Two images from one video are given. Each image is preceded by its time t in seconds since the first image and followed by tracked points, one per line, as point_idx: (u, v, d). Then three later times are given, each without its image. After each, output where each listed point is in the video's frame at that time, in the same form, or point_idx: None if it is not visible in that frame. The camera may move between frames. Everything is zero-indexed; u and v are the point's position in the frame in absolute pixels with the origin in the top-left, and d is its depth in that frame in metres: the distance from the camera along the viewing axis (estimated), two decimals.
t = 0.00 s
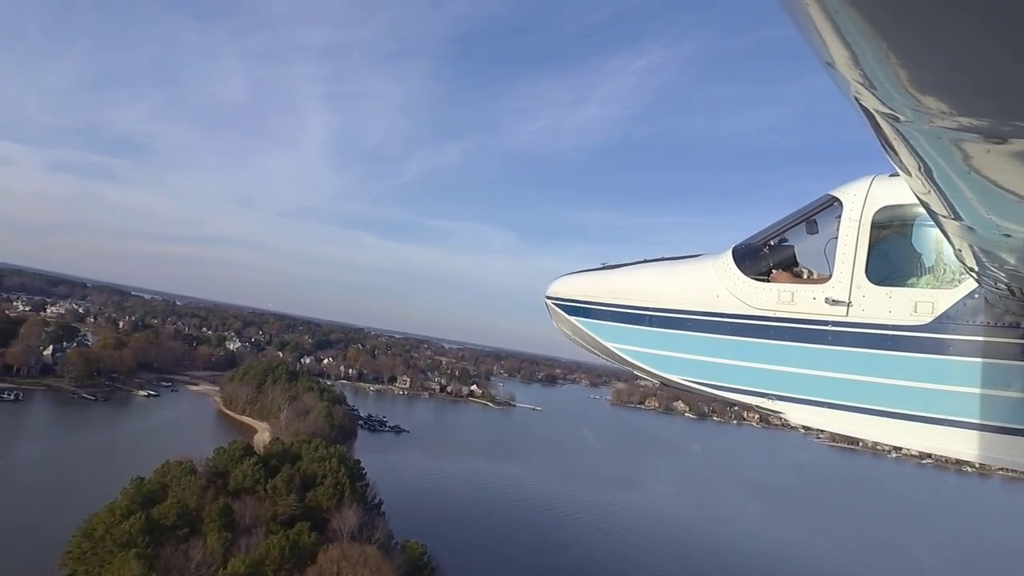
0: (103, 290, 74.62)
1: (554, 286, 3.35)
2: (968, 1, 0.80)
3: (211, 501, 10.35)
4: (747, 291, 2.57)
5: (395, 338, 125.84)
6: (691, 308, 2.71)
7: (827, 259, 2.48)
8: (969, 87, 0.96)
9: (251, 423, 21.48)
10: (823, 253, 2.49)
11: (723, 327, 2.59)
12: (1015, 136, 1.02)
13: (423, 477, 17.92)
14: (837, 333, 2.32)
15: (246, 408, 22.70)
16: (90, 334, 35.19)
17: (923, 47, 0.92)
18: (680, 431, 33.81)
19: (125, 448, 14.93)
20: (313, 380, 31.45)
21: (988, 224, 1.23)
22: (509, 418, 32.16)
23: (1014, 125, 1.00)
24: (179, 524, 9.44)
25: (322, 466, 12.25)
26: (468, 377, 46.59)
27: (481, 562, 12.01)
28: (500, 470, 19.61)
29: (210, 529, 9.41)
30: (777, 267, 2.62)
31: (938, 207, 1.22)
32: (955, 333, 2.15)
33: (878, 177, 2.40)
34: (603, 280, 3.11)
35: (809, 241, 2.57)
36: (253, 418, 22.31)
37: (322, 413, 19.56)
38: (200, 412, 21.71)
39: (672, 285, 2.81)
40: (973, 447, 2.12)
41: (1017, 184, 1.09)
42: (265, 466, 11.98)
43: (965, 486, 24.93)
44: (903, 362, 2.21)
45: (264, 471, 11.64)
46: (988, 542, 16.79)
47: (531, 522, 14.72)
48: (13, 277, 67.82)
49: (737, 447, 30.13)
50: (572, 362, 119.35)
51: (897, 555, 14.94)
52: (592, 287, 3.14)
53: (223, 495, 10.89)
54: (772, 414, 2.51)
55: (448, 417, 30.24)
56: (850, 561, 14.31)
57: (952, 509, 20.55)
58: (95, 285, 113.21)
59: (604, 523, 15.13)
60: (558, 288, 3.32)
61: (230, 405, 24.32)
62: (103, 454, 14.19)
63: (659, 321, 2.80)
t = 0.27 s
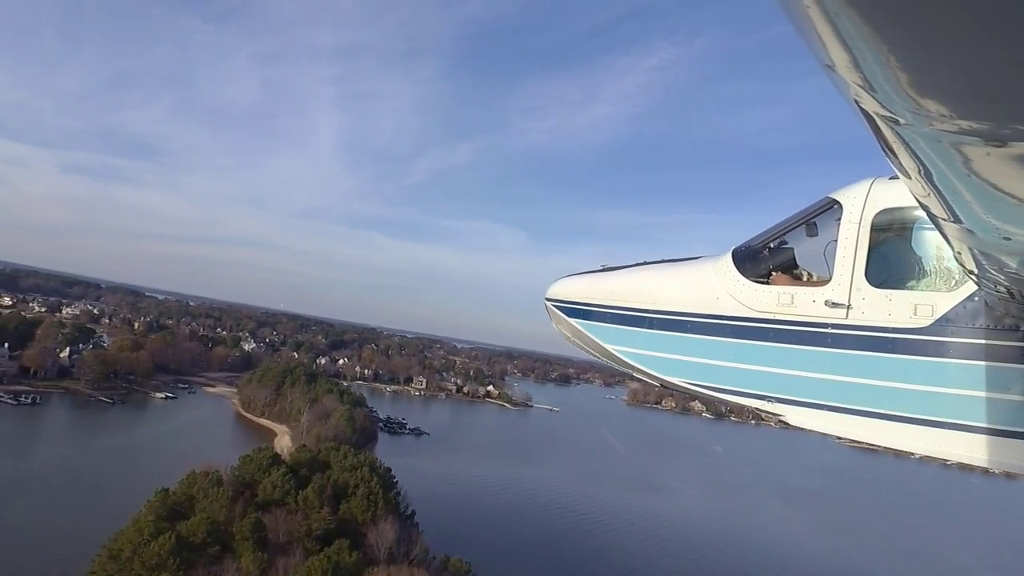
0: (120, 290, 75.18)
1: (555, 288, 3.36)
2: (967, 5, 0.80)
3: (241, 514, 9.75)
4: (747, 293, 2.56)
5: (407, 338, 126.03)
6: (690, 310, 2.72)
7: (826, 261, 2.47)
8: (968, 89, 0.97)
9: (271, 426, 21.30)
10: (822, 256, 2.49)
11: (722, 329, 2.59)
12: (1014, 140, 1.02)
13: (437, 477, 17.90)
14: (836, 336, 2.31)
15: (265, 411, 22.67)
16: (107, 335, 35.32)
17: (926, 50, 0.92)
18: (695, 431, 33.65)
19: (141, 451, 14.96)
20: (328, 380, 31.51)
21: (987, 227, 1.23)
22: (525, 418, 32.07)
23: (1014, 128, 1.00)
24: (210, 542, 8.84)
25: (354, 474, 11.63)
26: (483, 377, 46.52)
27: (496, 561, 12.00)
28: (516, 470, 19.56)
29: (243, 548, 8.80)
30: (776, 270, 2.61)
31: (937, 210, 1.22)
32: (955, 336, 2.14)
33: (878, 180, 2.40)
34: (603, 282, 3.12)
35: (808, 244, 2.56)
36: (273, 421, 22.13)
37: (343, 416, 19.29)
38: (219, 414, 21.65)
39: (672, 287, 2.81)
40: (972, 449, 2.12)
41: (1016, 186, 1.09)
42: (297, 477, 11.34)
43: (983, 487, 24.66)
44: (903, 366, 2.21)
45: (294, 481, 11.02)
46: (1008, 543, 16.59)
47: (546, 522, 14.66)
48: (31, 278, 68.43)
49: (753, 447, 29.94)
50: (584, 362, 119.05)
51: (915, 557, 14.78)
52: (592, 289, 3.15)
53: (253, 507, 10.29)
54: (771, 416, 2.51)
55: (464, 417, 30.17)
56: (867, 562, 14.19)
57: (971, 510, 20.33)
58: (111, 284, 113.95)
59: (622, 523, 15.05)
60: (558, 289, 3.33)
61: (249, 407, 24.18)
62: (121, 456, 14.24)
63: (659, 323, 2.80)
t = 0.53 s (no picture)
0: (135, 291, 75.61)
1: (552, 289, 3.34)
2: (961, 11, 0.80)
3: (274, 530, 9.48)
4: (746, 295, 2.56)
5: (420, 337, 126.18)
6: (688, 312, 2.71)
7: (826, 263, 2.46)
8: (965, 91, 0.97)
9: (291, 429, 21.17)
10: (821, 258, 2.48)
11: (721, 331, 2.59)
12: (1013, 142, 1.02)
13: (454, 475, 17.89)
14: (836, 338, 2.31)
15: (285, 413, 22.57)
16: (124, 337, 35.52)
17: (923, 55, 0.92)
18: (710, 429, 33.48)
19: (159, 454, 15.03)
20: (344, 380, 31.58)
21: (985, 229, 1.23)
22: (540, 417, 32.01)
23: (1013, 131, 1.01)
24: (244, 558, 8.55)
25: (389, 484, 11.28)
26: (499, 376, 46.45)
27: (513, 557, 12.00)
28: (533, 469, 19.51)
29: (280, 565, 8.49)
30: (776, 272, 2.61)
31: (936, 213, 1.22)
32: (956, 338, 2.14)
33: (877, 182, 2.38)
34: (602, 283, 3.10)
35: (807, 246, 2.55)
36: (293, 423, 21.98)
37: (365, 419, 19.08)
38: (237, 417, 21.55)
39: (671, 289, 2.80)
40: (972, 452, 2.12)
41: (1013, 190, 1.10)
42: (330, 489, 11.12)
43: (1003, 485, 24.39)
44: (904, 368, 2.20)
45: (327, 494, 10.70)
46: None
47: (561, 520, 14.66)
48: (48, 280, 68.97)
49: (770, 446, 29.72)
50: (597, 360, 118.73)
51: (936, 554, 14.64)
52: (589, 291, 3.14)
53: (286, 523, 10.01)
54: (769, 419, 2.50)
55: (480, 416, 30.12)
56: (887, 558, 14.06)
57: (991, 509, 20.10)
58: (127, 285, 114.83)
59: (639, 521, 15.00)
60: (555, 291, 3.32)
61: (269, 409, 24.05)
62: (138, 460, 14.30)
63: (657, 325, 2.80)
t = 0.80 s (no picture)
0: (151, 292, 75.94)
1: (552, 290, 3.34)
2: (955, 11, 0.80)
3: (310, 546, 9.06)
4: (745, 296, 2.55)
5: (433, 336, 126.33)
6: (687, 313, 2.71)
7: (825, 265, 2.46)
8: (961, 91, 0.97)
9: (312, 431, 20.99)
10: (820, 259, 2.48)
11: (720, 331, 2.59)
12: (1011, 143, 1.02)
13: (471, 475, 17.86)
14: (835, 338, 2.31)
15: (305, 416, 22.39)
16: (142, 339, 35.64)
17: (920, 55, 0.92)
18: (727, 428, 33.24)
19: (176, 457, 15.05)
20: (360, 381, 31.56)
21: (984, 230, 1.23)
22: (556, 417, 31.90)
23: (1012, 132, 1.01)
24: None
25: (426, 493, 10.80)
26: (514, 376, 46.32)
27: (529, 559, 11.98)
28: (550, 468, 19.44)
29: None
30: (775, 272, 2.60)
31: (933, 214, 1.22)
32: (955, 339, 2.13)
33: (877, 182, 2.37)
34: (601, 284, 3.10)
35: (806, 246, 2.54)
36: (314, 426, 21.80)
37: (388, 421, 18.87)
38: (256, 420, 21.43)
39: (670, 290, 2.80)
40: (971, 453, 2.11)
41: (1012, 190, 1.10)
42: (368, 500, 10.52)
43: None
44: (902, 368, 2.20)
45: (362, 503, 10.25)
46: None
47: (577, 520, 14.65)
48: (66, 282, 69.45)
49: (786, 444, 29.49)
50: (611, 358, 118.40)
51: (956, 555, 14.48)
52: (588, 291, 3.15)
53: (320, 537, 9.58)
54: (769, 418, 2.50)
55: (496, 416, 30.03)
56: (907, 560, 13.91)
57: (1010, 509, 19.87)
58: (143, 285, 115.44)
59: (657, 522, 14.92)
60: (554, 292, 3.32)
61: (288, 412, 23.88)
62: (156, 463, 14.33)
63: (656, 325, 2.80)
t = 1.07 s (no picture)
0: (167, 293, 76.33)
1: (551, 288, 3.34)
2: (955, 8, 0.80)
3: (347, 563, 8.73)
4: (745, 294, 2.54)
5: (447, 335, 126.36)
6: (686, 310, 2.70)
7: (824, 262, 2.44)
8: (961, 88, 0.97)
9: (333, 434, 20.78)
10: (818, 256, 2.46)
11: (720, 330, 2.58)
12: (1013, 140, 1.02)
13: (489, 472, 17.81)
14: (834, 336, 2.30)
15: (325, 417, 22.21)
16: (160, 339, 35.83)
17: (920, 52, 0.92)
18: (744, 426, 32.98)
19: (194, 459, 15.07)
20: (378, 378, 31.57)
21: (985, 227, 1.22)
22: (575, 416, 31.76)
23: (1012, 129, 1.00)
24: None
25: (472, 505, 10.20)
26: (531, 374, 46.19)
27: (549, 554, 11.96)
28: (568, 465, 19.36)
29: None
30: (774, 270, 2.58)
31: (934, 211, 1.22)
32: (957, 336, 2.12)
33: (876, 180, 2.36)
34: (600, 282, 3.10)
35: (805, 244, 2.53)
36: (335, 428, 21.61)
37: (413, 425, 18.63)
38: (276, 422, 21.28)
39: (670, 288, 2.79)
40: (976, 450, 2.10)
41: (1014, 188, 1.09)
42: (409, 514, 10.01)
43: None
44: (903, 366, 2.19)
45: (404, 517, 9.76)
46: None
47: (597, 515, 14.63)
48: (84, 283, 69.96)
49: (804, 442, 29.26)
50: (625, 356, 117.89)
51: (976, 554, 14.28)
52: (587, 289, 3.14)
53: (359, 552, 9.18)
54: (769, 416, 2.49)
55: (513, 416, 29.95)
56: (927, 557, 13.75)
57: None
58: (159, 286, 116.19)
59: (676, 518, 14.85)
60: (554, 290, 3.31)
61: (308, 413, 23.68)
62: (174, 466, 14.35)
63: (656, 323, 2.79)
